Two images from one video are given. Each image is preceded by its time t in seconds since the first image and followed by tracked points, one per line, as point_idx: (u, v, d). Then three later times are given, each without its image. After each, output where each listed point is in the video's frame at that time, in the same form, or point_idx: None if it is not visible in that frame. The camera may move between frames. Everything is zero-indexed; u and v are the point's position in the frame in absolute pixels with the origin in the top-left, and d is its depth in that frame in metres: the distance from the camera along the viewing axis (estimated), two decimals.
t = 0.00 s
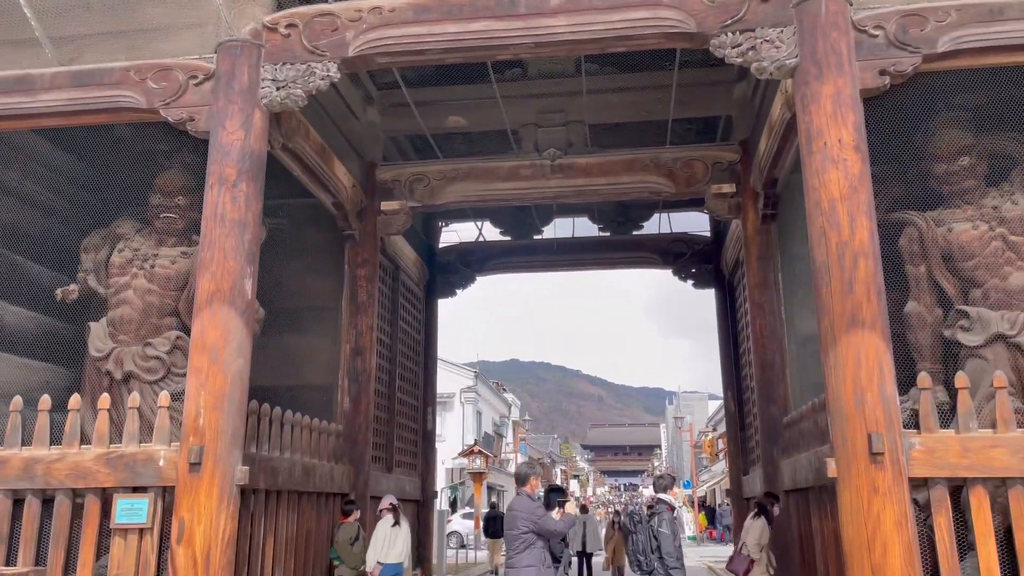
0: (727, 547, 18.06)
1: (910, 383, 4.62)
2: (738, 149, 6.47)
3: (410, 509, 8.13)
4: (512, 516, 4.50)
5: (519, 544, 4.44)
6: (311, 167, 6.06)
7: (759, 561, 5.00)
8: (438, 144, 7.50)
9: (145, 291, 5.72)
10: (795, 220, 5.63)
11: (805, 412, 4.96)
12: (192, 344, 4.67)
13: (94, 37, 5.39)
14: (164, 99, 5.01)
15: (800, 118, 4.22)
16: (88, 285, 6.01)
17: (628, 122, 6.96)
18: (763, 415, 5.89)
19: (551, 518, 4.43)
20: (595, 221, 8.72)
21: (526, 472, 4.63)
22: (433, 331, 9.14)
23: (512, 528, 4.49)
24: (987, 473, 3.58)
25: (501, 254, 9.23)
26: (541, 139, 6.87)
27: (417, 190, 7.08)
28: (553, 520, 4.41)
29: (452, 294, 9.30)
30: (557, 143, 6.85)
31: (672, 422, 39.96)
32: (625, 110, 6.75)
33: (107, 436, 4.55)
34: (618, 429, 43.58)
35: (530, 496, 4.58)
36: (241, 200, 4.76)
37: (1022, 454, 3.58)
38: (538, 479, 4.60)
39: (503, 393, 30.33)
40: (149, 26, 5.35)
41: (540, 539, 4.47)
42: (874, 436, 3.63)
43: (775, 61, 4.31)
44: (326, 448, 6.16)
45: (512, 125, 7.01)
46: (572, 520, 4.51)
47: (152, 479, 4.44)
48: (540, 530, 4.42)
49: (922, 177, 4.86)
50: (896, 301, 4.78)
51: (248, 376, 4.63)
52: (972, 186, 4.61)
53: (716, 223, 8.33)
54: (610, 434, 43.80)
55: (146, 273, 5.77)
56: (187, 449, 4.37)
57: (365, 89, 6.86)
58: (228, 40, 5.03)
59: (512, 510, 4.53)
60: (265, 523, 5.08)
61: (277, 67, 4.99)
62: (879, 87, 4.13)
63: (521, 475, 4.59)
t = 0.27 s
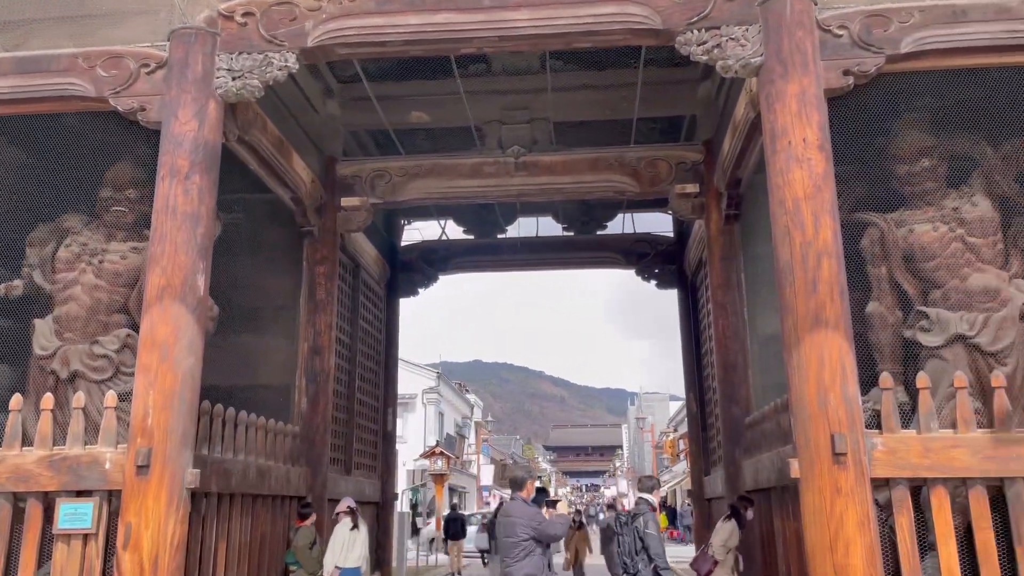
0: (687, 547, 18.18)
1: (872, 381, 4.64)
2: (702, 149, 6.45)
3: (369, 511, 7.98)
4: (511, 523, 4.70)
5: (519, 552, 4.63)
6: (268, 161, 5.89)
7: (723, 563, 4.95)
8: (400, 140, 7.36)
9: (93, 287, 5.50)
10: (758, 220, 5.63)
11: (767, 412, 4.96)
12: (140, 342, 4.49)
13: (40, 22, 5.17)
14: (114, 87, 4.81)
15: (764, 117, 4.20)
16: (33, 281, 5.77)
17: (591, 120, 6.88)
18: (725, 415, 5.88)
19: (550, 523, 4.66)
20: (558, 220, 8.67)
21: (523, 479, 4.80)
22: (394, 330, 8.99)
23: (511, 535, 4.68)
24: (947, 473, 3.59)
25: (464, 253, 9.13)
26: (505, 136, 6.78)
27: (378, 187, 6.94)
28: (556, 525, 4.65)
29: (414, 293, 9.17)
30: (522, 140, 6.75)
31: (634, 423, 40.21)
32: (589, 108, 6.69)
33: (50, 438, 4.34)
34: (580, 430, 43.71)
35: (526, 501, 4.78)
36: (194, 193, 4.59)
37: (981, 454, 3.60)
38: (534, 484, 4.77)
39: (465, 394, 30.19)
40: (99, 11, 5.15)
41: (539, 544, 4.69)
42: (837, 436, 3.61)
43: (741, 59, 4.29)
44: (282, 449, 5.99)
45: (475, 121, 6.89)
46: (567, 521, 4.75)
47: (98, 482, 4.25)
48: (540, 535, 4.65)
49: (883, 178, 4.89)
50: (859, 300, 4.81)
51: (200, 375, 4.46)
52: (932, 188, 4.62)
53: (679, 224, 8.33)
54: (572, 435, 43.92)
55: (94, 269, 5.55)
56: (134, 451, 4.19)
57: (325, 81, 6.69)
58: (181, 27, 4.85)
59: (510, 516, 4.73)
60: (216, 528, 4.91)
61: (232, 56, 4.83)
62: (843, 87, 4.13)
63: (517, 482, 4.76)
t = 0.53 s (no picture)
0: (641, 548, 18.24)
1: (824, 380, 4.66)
2: (660, 149, 6.42)
3: (319, 514, 7.79)
4: (498, 520, 4.43)
5: (508, 551, 4.37)
6: (214, 150, 5.69)
7: (677, 565, 4.87)
8: (355, 134, 7.20)
9: (27, 280, 5.24)
10: (716, 220, 5.61)
11: (721, 412, 4.93)
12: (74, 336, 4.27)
13: None
14: (51, 71, 4.59)
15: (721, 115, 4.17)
16: None
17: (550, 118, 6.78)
18: (680, 415, 5.86)
19: (539, 518, 4.44)
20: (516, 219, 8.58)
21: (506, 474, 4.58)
22: (347, 329, 8.81)
23: (500, 534, 4.41)
24: (898, 473, 3.60)
25: (420, 251, 8.97)
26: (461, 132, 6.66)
27: (331, 181, 6.76)
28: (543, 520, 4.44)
29: (368, 291, 8.99)
30: (478, 137, 6.65)
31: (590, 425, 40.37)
32: (547, 105, 6.61)
33: None
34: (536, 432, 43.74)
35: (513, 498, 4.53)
36: (134, 181, 4.39)
37: (931, 454, 3.61)
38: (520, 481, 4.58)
39: (421, 395, 29.94)
40: None
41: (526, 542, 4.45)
42: (790, 436, 3.59)
43: (698, 56, 4.23)
44: (227, 450, 5.78)
45: (431, 116, 6.76)
46: (553, 517, 4.53)
47: (26, 484, 4.03)
48: (529, 530, 4.41)
49: (836, 180, 4.90)
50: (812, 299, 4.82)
51: (138, 372, 4.26)
52: (886, 190, 4.62)
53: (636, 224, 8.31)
54: (528, 437, 43.91)
55: (29, 261, 5.30)
56: (66, 451, 3.98)
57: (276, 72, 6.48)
58: (123, 9, 4.64)
59: (496, 514, 4.46)
60: (154, 532, 4.71)
61: (177, 40, 4.63)
62: (799, 87, 4.11)
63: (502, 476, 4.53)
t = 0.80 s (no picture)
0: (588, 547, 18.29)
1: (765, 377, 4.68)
2: (608, 146, 6.35)
3: (257, 514, 7.58)
4: (469, 522, 4.40)
5: (479, 553, 4.35)
6: (148, 136, 5.46)
7: (619, 564, 4.83)
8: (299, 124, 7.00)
9: None
10: (662, 220, 5.57)
11: (665, 410, 4.91)
12: None
13: None
14: None
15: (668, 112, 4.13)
16: None
17: (499, 113, 6.71)
18: (625, 413, 5.84)
19: (509, 519, 4.49)
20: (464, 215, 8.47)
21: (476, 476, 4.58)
22: (290, 324, 8.59)
23: (471, 536, 4.37)
24: (836, 471, 3.61)
25: (366, 246, 8.79)
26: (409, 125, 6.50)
27: (273, 172, 6.50)
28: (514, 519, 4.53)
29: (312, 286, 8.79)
30: (427, 130, 6.47)
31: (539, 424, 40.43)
32: (497, 101, 6.56)
33: None
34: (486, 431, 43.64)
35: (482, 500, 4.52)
36: (58, 165, 4.16)
37: (869, 452, 3.64)
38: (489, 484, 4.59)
39: (370, 394, 29.57)
40: None
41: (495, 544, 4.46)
42: (731, 434, 3.57)
43: (646, 52, 4.18)
44: (158, 448, 5.56)
45: (377, 108, 6.62)
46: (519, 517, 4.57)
47: None
48: (500, 532, 4.44)
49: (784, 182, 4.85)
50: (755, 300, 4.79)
51: (60, 366, 4.03)
52: (827, 192, 4.65)
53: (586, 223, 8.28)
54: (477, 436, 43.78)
55: None
56: None
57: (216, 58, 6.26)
58: None
59: (467, 517, 4.42)
60: (76, 534, 4.48)
61: (107, 19, 4.42)
62: (745, 86, 4.11)
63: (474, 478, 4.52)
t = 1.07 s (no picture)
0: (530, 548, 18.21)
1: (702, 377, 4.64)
2: (553, 144, 6.19)
3: (184, 518, 7.27)
4: (429, 525, 4.23)
5: (439, 557, 4.18)
6: (66, 120, 5.16)
7: (556, 568, 4.75)
8: (233, 113, 6.75)
9: None
10: (602, 219, 5.43)
11: (604, 411, 4.85)
12: None
13: None
14: None
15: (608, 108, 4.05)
16: None
17: (442, 107, 6.57)
18: (564, 414, 5.76)
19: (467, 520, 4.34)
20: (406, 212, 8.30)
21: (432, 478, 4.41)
22: (223, 322, 8.30)
23: (431, 540, 4.20)
24: (771, 472, 3.59)
25: (304, 242, 8.54)
26: (348, 117, 6.28)
27: (203, 162, 6.21)
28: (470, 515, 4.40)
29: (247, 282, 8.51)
30: (366, 122, 6.26)
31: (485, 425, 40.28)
32: (439, 95, 6.37)
33: None
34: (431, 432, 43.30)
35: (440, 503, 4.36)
36: None
37: (803, 454, 3.62)
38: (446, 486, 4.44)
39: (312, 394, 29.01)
40: None
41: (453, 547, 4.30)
42: (667, 435, 3.52)
43: (588, 47, 4.10)
44: (74, 449, 5.26)
45: (315, 100, 6.41)
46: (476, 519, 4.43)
47: None
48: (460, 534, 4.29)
49: (726, 184, 4.74)
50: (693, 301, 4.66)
51: None
52: (767, 195, 4.63)
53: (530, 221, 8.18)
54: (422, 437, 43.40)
55: None
56: None
57: (146, 42, 5.99)
58: None
59: (426, 519, 4.25)
60: None
61: None
62: (686, 83, 4.06)
63: (430, 481, 4.36)
